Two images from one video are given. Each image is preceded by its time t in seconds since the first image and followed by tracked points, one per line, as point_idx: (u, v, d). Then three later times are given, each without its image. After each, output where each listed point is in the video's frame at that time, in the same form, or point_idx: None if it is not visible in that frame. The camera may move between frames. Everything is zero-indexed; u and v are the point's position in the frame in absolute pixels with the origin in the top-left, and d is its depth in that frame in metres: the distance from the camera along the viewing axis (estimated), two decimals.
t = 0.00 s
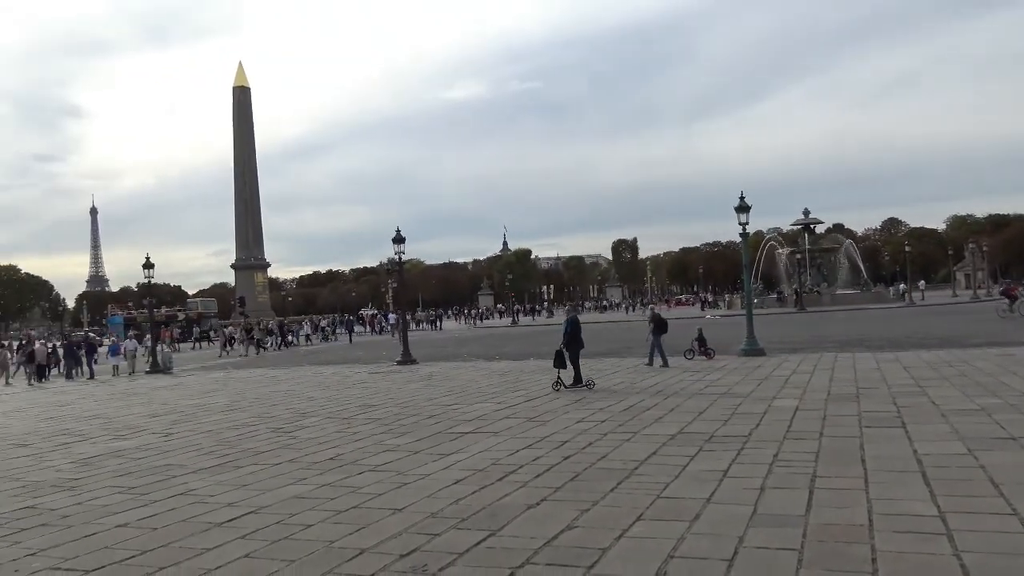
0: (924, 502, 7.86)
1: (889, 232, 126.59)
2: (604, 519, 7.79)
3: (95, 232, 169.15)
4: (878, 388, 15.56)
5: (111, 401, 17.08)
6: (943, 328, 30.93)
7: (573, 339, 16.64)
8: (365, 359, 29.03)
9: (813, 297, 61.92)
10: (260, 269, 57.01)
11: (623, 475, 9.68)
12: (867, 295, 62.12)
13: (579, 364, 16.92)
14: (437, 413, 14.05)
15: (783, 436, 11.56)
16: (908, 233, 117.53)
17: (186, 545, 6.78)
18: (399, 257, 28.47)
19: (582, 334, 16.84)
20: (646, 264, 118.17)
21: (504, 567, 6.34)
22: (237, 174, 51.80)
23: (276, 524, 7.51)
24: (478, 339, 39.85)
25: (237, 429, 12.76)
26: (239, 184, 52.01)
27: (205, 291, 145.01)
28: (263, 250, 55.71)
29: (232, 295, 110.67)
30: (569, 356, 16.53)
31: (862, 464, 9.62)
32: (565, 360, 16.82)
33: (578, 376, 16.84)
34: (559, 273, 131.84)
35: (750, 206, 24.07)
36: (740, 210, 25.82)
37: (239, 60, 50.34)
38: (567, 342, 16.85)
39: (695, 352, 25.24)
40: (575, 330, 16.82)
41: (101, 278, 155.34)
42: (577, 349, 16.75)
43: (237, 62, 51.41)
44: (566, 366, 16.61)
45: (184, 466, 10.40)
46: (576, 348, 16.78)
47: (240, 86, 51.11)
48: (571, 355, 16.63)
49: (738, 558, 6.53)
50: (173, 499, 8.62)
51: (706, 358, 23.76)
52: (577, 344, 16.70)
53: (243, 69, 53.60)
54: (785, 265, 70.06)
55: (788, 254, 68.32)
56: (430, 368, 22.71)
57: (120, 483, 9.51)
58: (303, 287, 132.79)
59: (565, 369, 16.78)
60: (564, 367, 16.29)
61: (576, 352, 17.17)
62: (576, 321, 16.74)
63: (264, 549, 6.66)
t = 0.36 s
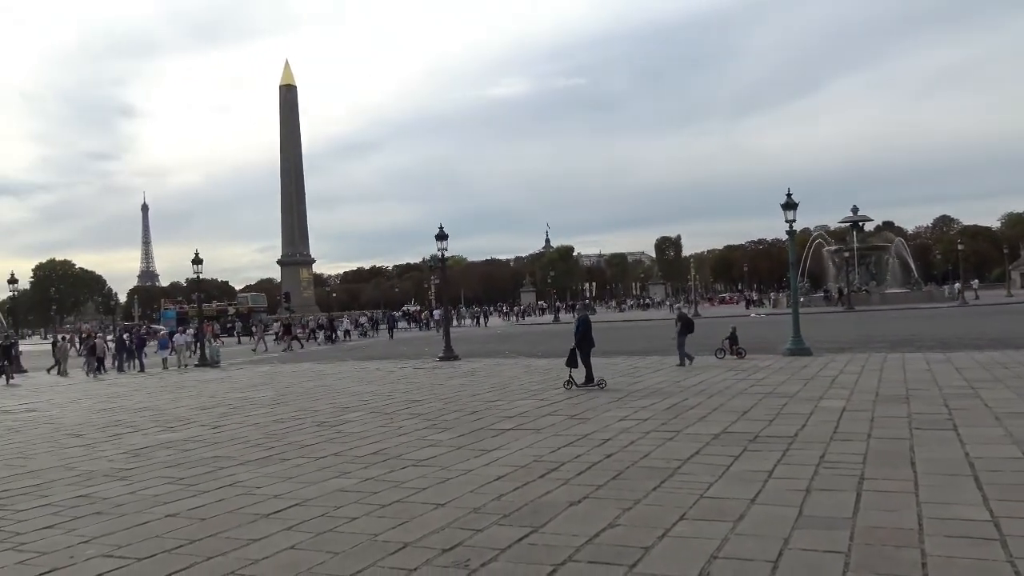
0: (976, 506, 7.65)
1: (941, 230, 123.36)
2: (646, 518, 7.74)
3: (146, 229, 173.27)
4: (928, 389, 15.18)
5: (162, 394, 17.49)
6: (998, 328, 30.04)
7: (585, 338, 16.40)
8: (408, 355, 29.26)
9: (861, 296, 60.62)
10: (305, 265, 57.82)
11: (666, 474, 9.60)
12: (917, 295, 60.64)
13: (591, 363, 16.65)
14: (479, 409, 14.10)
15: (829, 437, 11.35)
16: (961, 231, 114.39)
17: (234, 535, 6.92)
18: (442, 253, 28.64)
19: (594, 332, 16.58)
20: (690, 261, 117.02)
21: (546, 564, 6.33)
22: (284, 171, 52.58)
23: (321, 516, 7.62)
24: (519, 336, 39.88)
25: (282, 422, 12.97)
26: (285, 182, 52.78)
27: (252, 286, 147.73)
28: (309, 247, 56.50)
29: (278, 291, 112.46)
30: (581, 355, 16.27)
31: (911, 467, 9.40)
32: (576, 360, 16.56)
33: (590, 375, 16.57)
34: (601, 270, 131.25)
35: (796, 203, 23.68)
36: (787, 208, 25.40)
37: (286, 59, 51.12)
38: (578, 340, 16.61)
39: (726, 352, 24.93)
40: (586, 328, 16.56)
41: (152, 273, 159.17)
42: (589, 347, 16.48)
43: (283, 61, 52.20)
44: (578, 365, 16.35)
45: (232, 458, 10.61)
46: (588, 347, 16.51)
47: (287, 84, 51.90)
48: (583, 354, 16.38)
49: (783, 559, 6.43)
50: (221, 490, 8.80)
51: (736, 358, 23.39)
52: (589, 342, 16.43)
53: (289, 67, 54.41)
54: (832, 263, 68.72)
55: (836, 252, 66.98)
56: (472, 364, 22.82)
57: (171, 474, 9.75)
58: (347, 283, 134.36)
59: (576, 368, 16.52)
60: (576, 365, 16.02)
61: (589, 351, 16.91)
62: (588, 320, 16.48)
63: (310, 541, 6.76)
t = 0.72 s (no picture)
0: None
1: (994, 225, 120.06)
2: (689, 517, 7.66)
3: (192, 228, 176.83)
4: (981, 388, 14.78)
5: (208, 389, 17.82)
6: None
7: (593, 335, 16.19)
8: (449, 352, 29.40)
9: (909, 293, 59.28)
10: (347, 262, 58.43)
11: (709, 473, 9.49)
12: (968, 292, 59.08)
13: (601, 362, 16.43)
14: (519, 406, 14.11)
15: (877, 437, 11.11)
16: (1014, 225, 111.11)
17: (279, 529, 7.00)
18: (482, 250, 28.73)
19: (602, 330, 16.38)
20: (732, 257, 115.59)
21: (587, 561, 6.30)
22: (326, 170, 53.16)
23: (363, 511, 7.68)
24: (560, 333, 39.81)
25: (326, 418, 13.14)
26: (327, 180, 53.36)
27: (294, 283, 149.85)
28: (350, 244, 57.06)
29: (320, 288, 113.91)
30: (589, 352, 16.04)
31: (963, 467, 9.14)
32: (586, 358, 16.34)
33: (602, 374, 16.33)
34: (641, 267, 130.36)
35: (842, 198, 23.26)
36: (832, 203, 24.95)
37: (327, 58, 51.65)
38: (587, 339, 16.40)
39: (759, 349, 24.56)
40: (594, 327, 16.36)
41: (198, 271, 162.35)
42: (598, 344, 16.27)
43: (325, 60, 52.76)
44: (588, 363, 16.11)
45: (277, 453, 10.78)
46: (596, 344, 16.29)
47: (329, 83, 52.50)
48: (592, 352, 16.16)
49: (829, 560, 6.31)
50: (266, 485, 8.94)
51: (768, 355, 23.03)
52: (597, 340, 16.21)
53: (331, 67, 55.00)
54: (879, 260, 67.34)
55: (883, 248, 65.61)
56: (512, 361, 22.86)
57: (218, 468, 9.93)
58: (387, 280, 135.57)
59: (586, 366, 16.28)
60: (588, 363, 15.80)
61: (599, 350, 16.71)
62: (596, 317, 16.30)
63: (353, 536, 6.81)
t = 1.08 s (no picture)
0: None
1: None
2: (731, 516, 7.57)
3: (234, 228, 179.73)
4: None
5: (252, 388, 18.12)
6: None
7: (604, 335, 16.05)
8: (488, 350, 29.49)
9: (956, 288, 57.89)
10: (385, 262, 58.92)
11: (751, 472, 9.36)
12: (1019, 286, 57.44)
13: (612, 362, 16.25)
14: (558, 404, 14.08)
15: (925, 436, 10.86)
16: None
17: (321, 526, 7.08)
18: (520, 248, 28.71)
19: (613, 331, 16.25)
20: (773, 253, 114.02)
21: (628, 560, 6.26)
22: (364, 170, 53.64)
23: (404, 509, 7.74)
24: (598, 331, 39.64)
25: (366, 416, 13.26)
26: (366, 180, 53.82)
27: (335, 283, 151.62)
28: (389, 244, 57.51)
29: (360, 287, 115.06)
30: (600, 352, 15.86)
31: (1016, 467, 8.88)
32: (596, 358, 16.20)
33: (612, 374, 16.14)
34: (680, 263, 129.25)
35: (887, 192, 22.77)
36: (876, 197, 24.43)
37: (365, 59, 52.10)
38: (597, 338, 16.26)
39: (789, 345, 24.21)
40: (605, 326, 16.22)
41: (240, 270, 165.06)
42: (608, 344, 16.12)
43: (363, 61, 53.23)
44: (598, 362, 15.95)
45: (319, 451, 10.91)
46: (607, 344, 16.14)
47: (366, 84, 52.91)
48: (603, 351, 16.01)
49: (876, 561, 6.18)
50: (308, 482, 9.05)
51: (801, 353, 22.67)
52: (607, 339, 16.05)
53: (369, 67, 55.42)
54: (925, 255, 65.81)
55: (929, 242, 64.10)
56: (551, 359, 22.85)
57: (261, 465, 10.08)
58: (426, 279, 136.44)
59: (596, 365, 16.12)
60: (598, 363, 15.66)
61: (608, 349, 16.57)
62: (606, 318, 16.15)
63: (395, 533, 6.86)
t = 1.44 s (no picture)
0: None
1: None
2: (776, 515, 7.45)
3: (275, 230, 182.19)
4: None
5: (295, 387, 18.34)
6: None
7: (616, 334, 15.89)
8: (528, 348, 29.45)
9: (1008, 282, 56.27)
10: (425, 261, 59.24)
11: (797, 470, 9.21)
12: None
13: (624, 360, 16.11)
14: (598, 402, 14.00)
15: (975, 433, 10.58)
16: None
17: (363, 524, 7.13)
18: (559, 246, 28.62)
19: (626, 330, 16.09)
20: (817, 248, 112.06)
21: (671, 559, 6.19)
22: (403, 171, 53.98)
23: (446, 507, 7.75)
24: (638, 328, 39.36)
25: (407, 414, 13.33)
26: (405, 180, 54.16)
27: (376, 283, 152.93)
28: (428, 243, 57.79)
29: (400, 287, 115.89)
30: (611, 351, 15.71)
31: None
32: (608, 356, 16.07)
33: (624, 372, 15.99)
34: (721, 259, 127.76)
35: (934, 184, 22.23)
36: (923, 188, 23.87)
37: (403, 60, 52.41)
38: (609, 337, 16.12)
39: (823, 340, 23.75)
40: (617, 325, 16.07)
41: (283, 272, 167.30)
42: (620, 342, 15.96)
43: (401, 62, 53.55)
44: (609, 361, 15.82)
45: (361, 449, 11.01)
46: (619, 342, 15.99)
47: (405, 85, 53.24)
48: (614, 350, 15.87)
49: (926, 562, 6.02)
50: (351, 480, 9.13)
51: (836, 350, 22.24)
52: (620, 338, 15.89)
53: (407, 68, 55.75)
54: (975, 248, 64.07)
55: (979, 235, 62.40)
56: (591, 357, 22.74)
57: (304, 464, 10.21)
58: (465, 278, 136.87)
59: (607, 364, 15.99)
60: (609, 361, 15.53)
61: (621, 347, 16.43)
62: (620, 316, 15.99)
63: (436, 531, 6.88)
